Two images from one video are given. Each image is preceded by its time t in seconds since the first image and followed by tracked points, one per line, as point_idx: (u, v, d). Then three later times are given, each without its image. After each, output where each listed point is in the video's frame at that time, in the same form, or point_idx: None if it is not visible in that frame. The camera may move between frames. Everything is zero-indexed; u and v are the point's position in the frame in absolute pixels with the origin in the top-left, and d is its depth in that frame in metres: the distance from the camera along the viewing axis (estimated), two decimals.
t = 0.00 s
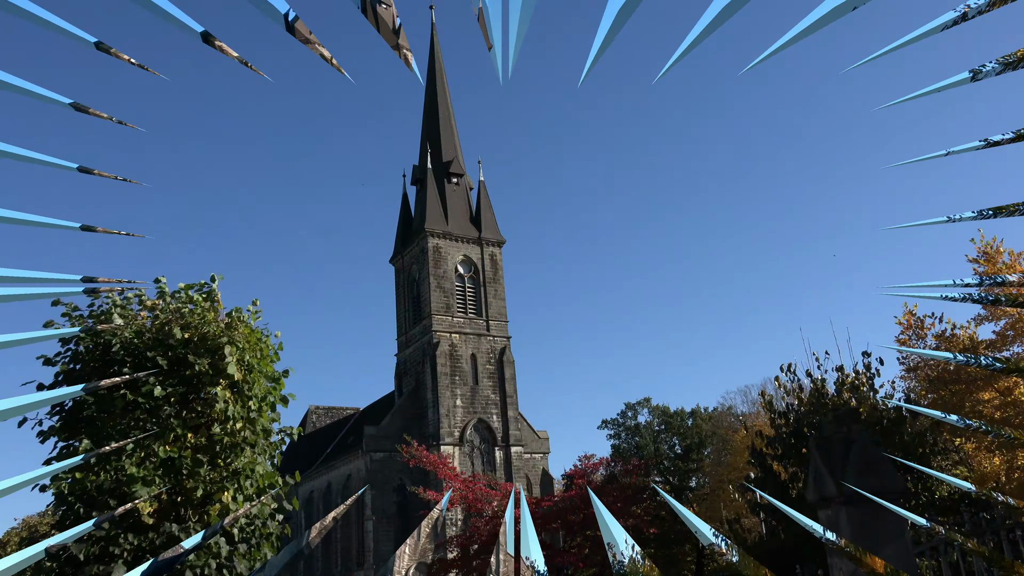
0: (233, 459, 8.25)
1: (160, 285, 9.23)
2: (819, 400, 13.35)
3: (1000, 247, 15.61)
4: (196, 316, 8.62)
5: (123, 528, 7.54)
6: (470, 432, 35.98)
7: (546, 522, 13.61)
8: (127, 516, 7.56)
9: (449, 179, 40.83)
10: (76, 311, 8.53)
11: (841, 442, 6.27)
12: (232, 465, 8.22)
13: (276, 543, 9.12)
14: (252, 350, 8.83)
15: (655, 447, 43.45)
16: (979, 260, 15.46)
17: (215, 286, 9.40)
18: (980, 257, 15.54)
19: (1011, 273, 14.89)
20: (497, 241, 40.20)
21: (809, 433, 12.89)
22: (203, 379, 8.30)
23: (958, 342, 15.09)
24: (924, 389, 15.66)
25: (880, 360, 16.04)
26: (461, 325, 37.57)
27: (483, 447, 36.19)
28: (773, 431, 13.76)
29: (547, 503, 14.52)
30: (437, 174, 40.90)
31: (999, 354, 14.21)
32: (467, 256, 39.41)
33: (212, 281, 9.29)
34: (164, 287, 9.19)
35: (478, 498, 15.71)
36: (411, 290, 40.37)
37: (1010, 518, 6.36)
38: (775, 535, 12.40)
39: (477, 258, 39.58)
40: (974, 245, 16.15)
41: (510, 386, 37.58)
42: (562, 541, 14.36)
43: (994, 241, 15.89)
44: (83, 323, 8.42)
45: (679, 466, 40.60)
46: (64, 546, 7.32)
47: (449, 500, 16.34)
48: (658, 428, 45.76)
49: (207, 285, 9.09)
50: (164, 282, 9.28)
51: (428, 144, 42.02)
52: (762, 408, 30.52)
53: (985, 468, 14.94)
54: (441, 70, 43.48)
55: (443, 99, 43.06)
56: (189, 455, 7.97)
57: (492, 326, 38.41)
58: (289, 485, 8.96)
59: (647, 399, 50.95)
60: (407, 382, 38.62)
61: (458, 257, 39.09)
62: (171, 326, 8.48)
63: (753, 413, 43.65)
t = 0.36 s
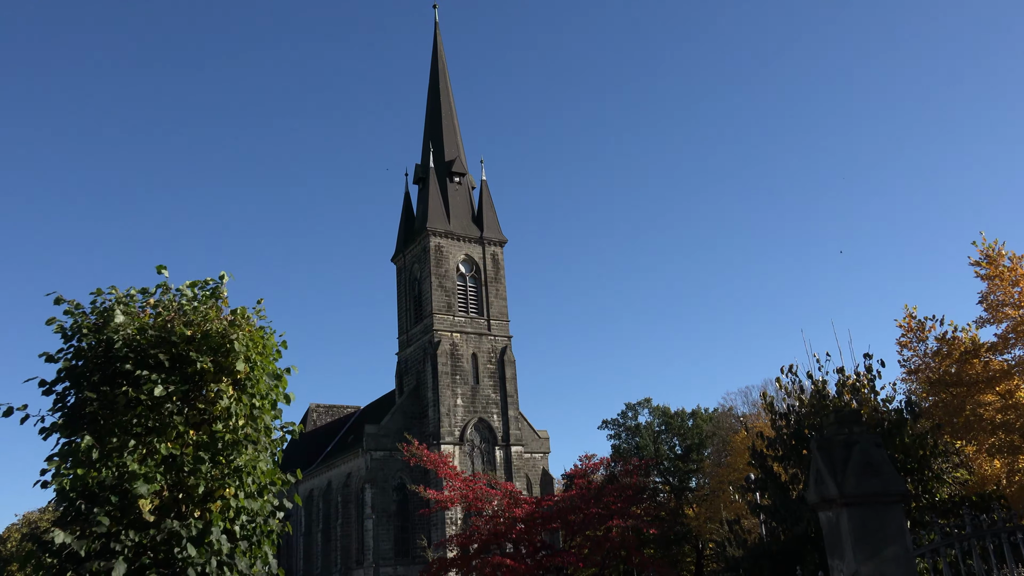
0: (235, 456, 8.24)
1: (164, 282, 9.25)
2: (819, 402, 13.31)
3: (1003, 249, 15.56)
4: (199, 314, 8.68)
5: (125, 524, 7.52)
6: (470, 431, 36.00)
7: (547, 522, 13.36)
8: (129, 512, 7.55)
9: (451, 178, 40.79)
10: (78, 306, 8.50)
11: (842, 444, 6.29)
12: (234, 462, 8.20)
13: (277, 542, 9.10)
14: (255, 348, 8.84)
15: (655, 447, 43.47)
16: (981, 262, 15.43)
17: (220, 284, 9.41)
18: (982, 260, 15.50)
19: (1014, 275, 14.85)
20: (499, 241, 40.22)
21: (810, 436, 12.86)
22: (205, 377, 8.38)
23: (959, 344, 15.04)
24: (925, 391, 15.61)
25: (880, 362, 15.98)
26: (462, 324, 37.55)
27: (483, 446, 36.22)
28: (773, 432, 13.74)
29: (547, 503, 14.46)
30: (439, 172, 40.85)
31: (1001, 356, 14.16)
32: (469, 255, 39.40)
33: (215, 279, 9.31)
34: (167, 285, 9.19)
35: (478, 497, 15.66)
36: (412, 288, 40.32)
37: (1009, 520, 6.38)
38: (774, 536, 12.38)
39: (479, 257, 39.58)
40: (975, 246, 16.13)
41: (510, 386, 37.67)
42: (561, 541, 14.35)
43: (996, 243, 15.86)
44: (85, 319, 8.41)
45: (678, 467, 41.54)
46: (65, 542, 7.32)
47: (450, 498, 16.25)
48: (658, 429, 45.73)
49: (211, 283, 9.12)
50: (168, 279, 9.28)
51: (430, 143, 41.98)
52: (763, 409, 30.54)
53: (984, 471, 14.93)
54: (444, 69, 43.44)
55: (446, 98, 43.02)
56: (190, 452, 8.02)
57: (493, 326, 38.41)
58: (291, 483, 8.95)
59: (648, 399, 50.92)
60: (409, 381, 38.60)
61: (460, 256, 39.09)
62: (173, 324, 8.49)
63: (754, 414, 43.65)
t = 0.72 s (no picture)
0: (238, 457, 8.23)
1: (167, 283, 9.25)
2: (821, 403, 13.30)
3: (1004, 251, 15.56)
4: (202, 315, 8.69)
5: (128, 524, 7.51)
6: (471, 432, 35.99)
7: (549, 523, 13.44)
8: (131, 511, 7.55)
9: (453, 179, 40.80)
10: (81, 306, 8.50)
11: (846, 445, 6.30)
12: (237, 462, 8.19)
13: (279, 542, 9.09)
14: (259, 349, 8.84)
15: (656, 449, 43.44)
16: (983, 264, 15.43)
17: (224, 285, 9.42)
18: (983, 262, 15.50)
19: (1016, 277, 14.85)
20: (500, 242, 40.22)
21: (811, 438, 12.85)
22: (208, 377, 8.40)
23: (962, 347, 15.01)
24: (926, 392, 15.60)
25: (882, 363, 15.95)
26: (463, 325, 37.50)
27: (484, 447, 36.22)
28: (775, 433, 13.70)
29: (549, 504, 14.42)
30: (441, 173, 40.85)
31: (1003, 358, 14.16)
32: (470, 256, 39.40)
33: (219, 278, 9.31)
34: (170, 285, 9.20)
35: (480, 497, 15.62)
36: (412, 288, 40.32)
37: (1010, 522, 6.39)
38: (776, 538, 12.36)
39: (480, 258, 39.58)
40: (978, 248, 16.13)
41: (512, 387, 37.67)
42: (562, 542, 14.34)
43: (998, 245, 15.86)
44: (88, 318, 8.42)
45: (679, 469, 41.87)
46: (68, 542, 7.32)
47: (451, 499, 16.23)
48: (659, 430, 45.68)
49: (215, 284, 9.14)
50: (171, 280, 9.29)
51: (432, 143, 41.98)
52: (764, 410, 30.58)
53: (987, 473, 14.92)
54: (445, 70, 43.44)
55: (447, 98, 43.03)
56: (192, 452, 8.01)
57: (495, 326, 38.41)
58: (293, 483, 8.94)
59: (648, 401, 50.91)
60: (410, 381, 38.57)
61: (461, 257, 39.09)
62: (176, 324, 8.49)
63: (754, 416, 43.65)
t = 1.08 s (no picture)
0: (239, 453, 8.22)
1: (168, 281, 9.26)
2: (821, 402, 13.30)
3: (1004, 251, 15.56)
4: (203, 312, 8.69)
5: (128, 520, 7.51)
6: (471, 430, 36.01)
7: (549, 521, 13.42)
8: (132, 507, 7.54)
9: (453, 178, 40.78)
10: (82, 303, 8.50)
11: (846, 445, 6.30)
12: (238, 459, 8.17)
13: (280, 540, 9.08)
14: (260, 346, 8.84)
15: (656, 448, 43.46)
16: (983, 264, 15.44)
17: (225, 282, 9.43)
18: (984, 262, 15.50)
19: (1016, 277, 14.86)
20: (501, 241, 40.22)
21: (811, 438, 12.84)
22: (209, 374, 8.41)
23: (962, 346, 15.01)
24: (926, 392, 15.60)
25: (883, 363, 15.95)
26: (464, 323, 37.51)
27: (484, 445, 36.24)
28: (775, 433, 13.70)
29: (548, 501, 14.40)
30: (441, 171, 40.84)
31: (1003, 358, 14.17)
32: (471, 255, 39.41)
33: (220, 276, 9.32)
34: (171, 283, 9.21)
35: (480, 496, 15.60)
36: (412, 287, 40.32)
37: (1010, 521, 6.39)
38: (776, 536, 12.36)
39: (481, 257, 39.56)
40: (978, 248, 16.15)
41: (512, 385, 37.67)
42: (562, 540, 14.37)
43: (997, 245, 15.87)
44: (89, 315, 8.43)
45: (679, 468, 41.95)
46: (69, 538, 7.32)
47: (451, 497, 16.21)
48: (659, 428, 45.69)
49: (217, 281, 9.14)
50: (173, 278, 9.29)
51: (433, 142, 41.97)
52: (763, 409, 30.62)
53: (986, 472, 14.94)
54: (446, 68, 43.44)
55: (449, 97, 43.04)
56: (193, 449, 8.01)
57: (495, 325, 38.41)
58: (293, 480, 8.93)
59: (648, 400, 50.92)
60: (410, 379, 38.56)
61: (461, 256, 39.08)
62: (177, 321, 8.50)
63: (754, 415, 43.67)
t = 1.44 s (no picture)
0: (238, 443, 8.24)
1: (167, 272, 9.26)
2: (821, 392, 13.34)
3: (1003, 242, 15.55)
4: (202, 302, 8.69)
5: (128, 509, 7.52)
6: (471, 420, 36.08)
7: (547, 510, 13.49)
8: (132, 498, 7.55)
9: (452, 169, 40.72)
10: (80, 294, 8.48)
11: (844, 434, 6.30)
12: (238, 449, 8.19)
13: (280, 529, 9.11)
14: (259, 336, 8.84)
15: (655, 437, 43.55)
16: (982, 255, 15.44)
17: (224, 273, 9.42)
18: (982, 252, 15.50)
19: (1014, 267, 14.86)
20: (500, 231, 40.21)
21: (810, 427, 12.89)
22: (208, 365, 8.42)
23: (961, 336, 15.04)
24: (926, 382, 15.61)
25: (881, 352, 15.96)
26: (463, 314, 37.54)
27: (483, 436, 36.31)
28: (773, 422, 13.74)
29: (548, 491, 14.45)
30: (440, 162, 40.77)
31: (1002, 348, 14.20)
32: (470, 245, 39.39)
33: (220, 267, 9.33)
34: (170, 274, 9.22)
35: (479, 485, 15.65)
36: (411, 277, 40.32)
37: (1007, 510, 6.40)
38: (774, 525, 12.40)
39: (480, 247, 39.54)
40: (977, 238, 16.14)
41: (512, 376, 37.73)
42: (561, 528, 14.46)
43: (996, 236, 15.86)
44: (88, 306, 8.42)
45: (678, 457, 42.08)
46: (69, 527, 7.33)
47: (451, 486, 16.26)
48: (658, 418, 45.79)
49: (216, 272, 9.16)
50: (172, 269, 9.29)
51: (432, 132, 41.88)
52: (762, 399, 30.64)
53: (984, 461, 15.00)
54: (445, 58, 43.30)
55: (447, 87, 42.94)
56: (193, 439, 8.02)
57: (494, 316, 38.45)
58: (293, 470, 8.96)
59: (648, 389, 50.99)
60: (409, 370, 38.60)
61: (460, 247, 39.07)
62: (176, 311, 8.50)
63: (753, 405, 43.74)
